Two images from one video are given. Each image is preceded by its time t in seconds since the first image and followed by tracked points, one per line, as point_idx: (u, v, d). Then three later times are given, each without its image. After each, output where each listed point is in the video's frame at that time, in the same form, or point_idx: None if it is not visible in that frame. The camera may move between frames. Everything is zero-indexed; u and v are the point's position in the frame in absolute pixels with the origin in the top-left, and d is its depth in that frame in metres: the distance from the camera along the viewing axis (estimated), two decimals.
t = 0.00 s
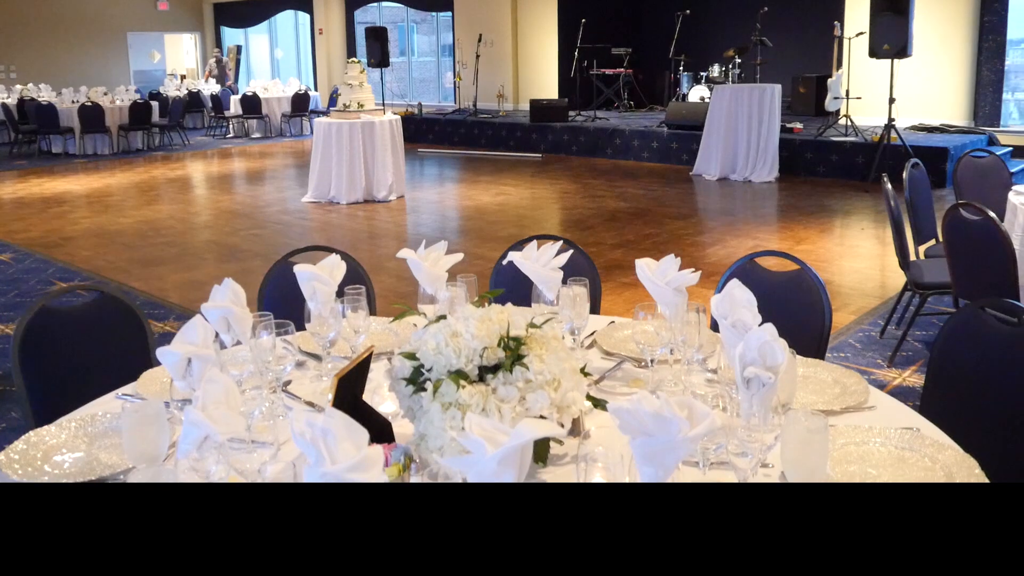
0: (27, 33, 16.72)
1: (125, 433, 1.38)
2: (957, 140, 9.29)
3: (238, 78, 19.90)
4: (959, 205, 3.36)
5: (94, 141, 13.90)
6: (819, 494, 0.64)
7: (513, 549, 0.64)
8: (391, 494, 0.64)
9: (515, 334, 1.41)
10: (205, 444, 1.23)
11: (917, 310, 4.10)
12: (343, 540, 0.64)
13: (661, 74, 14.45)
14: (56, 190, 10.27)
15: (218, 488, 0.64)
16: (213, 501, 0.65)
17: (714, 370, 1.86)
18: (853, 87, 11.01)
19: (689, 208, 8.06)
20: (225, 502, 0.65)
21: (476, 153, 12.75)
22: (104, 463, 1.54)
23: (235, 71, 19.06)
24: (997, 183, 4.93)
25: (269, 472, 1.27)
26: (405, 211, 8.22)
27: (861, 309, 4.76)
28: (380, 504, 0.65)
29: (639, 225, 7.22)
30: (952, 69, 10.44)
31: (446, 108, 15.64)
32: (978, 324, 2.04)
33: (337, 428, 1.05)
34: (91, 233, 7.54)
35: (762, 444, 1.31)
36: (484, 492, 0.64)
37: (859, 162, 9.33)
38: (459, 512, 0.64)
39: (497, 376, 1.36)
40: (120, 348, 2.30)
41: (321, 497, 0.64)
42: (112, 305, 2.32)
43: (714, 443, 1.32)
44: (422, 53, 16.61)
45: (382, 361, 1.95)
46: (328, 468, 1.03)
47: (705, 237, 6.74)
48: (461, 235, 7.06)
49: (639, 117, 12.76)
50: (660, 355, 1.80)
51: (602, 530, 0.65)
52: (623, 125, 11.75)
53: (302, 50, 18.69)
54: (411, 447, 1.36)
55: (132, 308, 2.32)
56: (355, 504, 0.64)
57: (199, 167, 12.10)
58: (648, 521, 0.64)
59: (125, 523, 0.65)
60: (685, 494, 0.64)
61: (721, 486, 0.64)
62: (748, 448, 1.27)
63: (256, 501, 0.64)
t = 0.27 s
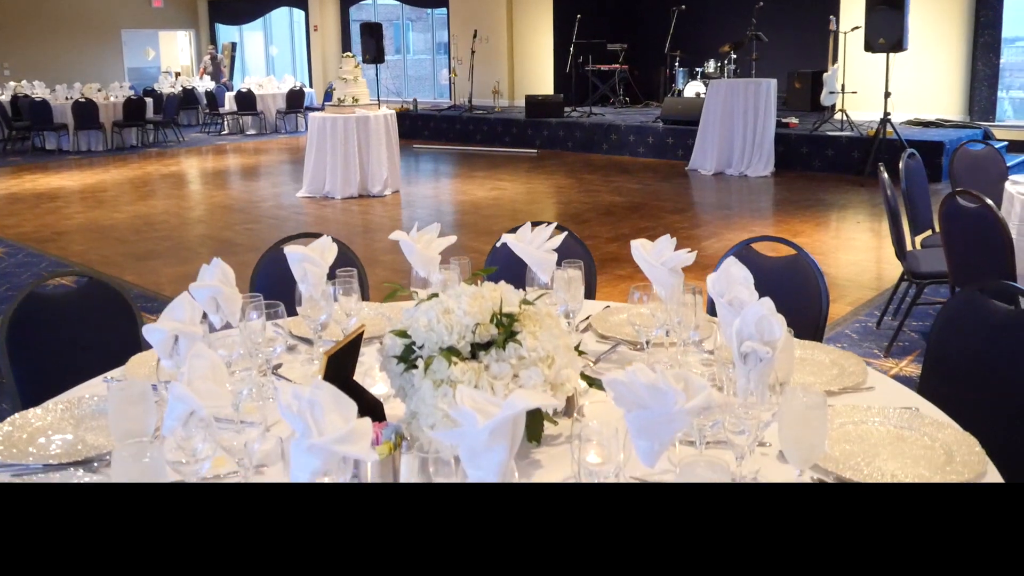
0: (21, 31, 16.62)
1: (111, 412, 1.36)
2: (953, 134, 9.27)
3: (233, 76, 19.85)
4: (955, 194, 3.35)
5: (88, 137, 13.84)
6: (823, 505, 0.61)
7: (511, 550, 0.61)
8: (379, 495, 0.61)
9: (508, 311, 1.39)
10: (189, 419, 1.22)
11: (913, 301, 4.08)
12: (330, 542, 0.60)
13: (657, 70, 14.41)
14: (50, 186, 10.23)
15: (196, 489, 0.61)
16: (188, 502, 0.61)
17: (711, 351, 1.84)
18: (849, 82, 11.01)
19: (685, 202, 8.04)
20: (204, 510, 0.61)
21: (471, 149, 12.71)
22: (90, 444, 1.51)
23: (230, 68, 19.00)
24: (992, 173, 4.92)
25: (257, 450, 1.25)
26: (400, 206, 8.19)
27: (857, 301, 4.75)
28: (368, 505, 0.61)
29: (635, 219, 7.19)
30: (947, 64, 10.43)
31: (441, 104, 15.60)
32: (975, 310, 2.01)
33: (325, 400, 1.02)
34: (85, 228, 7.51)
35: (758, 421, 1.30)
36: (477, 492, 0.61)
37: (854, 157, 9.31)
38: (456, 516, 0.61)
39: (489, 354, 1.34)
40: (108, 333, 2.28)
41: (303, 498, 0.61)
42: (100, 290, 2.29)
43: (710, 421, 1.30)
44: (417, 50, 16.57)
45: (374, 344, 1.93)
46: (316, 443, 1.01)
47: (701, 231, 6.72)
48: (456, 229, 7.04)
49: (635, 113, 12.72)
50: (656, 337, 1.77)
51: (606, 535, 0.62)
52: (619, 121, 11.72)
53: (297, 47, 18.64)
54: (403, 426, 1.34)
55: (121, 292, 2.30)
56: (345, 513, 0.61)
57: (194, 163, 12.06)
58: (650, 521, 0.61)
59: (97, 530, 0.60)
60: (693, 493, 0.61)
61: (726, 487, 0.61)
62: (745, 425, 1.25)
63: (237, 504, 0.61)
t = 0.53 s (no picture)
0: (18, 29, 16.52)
1: (99, 387, 1.34)
2: (952, 128, 9.25)
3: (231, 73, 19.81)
4: (953, 181, 3.33)
5: (85, 134, 13.80)
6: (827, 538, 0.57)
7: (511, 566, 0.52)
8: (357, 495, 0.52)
9: (503, 286, 1.37)
10: (178, 393, 1.21)
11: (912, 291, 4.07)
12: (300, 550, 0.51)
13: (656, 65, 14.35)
14: (47, 182, 10.20)
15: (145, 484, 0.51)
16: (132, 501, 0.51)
17: (709, 331, 1.82)
18: (847, 77, 11.01)
19: (684, 197, 8.02)
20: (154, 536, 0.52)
21: (469, 145, 12.68)
22: (79, 423, 1.49)
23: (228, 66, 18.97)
24: (991, 164, 4.93)
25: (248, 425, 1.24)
26: (398, 201, 8.16)
27: (856, 292, 4.74)
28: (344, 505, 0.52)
29: (634, 213, 7.18)
30: (946, 58, 10.42)
31: (440, 100, 15.58)
32: (976, 290, 1.97)
33: (314, 367, 1.00)
34: (82, 223, 7.49)
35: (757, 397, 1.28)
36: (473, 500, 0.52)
37: (853, 151, 9.29)
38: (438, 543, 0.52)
39: (484, 328, 1.32)
40: (103, 318, 2.25)
41: (266, 494, 0.51)
42: (96, 275, 2.26)
43: (708, 397, 1.28)
44: (416, 47, 16.54)
45: (369, 328, 1.91)
46: (305, 414, 0.98)
47: (699, 225, 6.70)
48: (454, 223, 7.02)
49: (633, 109, 12.69)
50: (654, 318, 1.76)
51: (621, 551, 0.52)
52: (618, 117, 11.70)
53: (296, 45, 18.61)
54: (397, 402, 1.31)
55: (116, 277, 2.27)
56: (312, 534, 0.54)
57: (191, 160, 12.03)
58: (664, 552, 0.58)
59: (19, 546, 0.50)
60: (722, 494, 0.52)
61: (762, 487, 0.52)
62: (744, 401, 1.23)
63: (188, 502, 0.51)
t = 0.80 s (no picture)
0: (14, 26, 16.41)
1: (89, 362, 1.30)
2: (950, 125, 9.24)
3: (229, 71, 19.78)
4: (954, 169, 3.31)
5: (82, 131, 13.76)
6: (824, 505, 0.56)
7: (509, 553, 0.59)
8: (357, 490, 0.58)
9: (501, 257, 1.34)
10: (169, 359, 1.20)
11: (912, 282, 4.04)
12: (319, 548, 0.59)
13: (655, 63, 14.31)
14: (43, 178, 10.15)
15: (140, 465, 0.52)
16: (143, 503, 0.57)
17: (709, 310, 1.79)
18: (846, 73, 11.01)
19: (682, 192, 8.00)
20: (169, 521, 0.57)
21: (467, 142, 12.64)
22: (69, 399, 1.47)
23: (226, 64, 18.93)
24: (992, 156, 4.92)
25: (240, 400, 1.20)
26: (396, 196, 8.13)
27: (855, 285, 4.71)
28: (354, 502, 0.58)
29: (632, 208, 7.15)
30: (945, 56, 10.41)
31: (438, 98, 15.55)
32: (980, 270, 1.95)
33: (308, 330, 0.98)
34: (78, 217, 7.45)
35: (760, 368, 1.25)
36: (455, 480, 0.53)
37: (852, 148, 9.25)
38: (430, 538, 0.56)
39: (482, 300, 1.30)
40: (94, 302, 2.21)
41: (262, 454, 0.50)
42: (89, 258, 2.23)
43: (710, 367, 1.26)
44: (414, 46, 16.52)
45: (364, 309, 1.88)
46: (298, 376, 0.96)
47: (697, 219, 6.68)
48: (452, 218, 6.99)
49: (632, 107, 12.66)
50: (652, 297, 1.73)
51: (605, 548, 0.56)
52: (616, 114, 11.66)
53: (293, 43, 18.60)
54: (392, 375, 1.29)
55: (109, 260, 2.23)
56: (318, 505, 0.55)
57: (188, 156, 11.98)
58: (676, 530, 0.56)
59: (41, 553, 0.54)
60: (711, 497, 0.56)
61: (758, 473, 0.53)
62: (747, 372, 1.21)
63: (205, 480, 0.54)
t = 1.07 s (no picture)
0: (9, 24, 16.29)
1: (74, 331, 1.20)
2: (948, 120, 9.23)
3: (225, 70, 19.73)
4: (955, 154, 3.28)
5: (78, 129, 13.71)
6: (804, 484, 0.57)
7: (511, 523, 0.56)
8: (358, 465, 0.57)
9: (498, 223, 1.31)
10: (156, 319, 1.18)
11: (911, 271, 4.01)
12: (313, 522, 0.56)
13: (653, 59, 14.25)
14: (38, 174, 10.10)
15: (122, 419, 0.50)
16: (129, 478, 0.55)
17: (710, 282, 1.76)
18: (843, 69, 11.02)
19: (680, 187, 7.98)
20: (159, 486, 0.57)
21: (464, 139, 12.59)
22: (54, 371, 1.44)
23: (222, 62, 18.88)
24: (991, 146, 4.89)
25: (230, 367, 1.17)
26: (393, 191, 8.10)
27: (854, 276, 4.68)
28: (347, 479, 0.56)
29: (630, 202, 7.12)
30: (942, 51, 10.40)
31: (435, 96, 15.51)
32: (983, 246, 1.93)
33: (298, 284, 0.95)
34: (73, 212, 7.41)
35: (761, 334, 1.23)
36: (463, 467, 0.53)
37: (850, 143, 9.19)
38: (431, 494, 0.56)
39: (478, 265, 1.27)
40: (85, 280, 2.17)
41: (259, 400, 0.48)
42: (80, 237, 2.19)
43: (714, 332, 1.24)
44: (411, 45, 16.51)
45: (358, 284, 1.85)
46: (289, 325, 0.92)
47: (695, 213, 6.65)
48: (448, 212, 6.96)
49: (629, 104, 12.62)
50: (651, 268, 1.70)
51: (592, 535, 0.57)
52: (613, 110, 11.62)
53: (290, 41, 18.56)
54: (386, 341, 1.26)
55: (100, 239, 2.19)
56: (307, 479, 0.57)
57: (185, 153, 11.94)
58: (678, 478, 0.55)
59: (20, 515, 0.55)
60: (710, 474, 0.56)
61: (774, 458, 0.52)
62: (749, 338, 1.18)
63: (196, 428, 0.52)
